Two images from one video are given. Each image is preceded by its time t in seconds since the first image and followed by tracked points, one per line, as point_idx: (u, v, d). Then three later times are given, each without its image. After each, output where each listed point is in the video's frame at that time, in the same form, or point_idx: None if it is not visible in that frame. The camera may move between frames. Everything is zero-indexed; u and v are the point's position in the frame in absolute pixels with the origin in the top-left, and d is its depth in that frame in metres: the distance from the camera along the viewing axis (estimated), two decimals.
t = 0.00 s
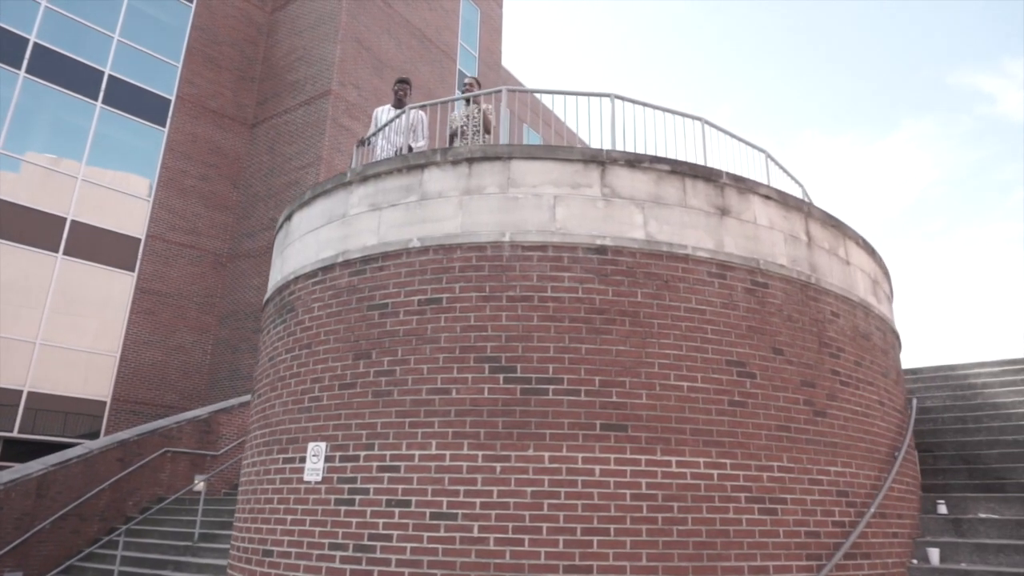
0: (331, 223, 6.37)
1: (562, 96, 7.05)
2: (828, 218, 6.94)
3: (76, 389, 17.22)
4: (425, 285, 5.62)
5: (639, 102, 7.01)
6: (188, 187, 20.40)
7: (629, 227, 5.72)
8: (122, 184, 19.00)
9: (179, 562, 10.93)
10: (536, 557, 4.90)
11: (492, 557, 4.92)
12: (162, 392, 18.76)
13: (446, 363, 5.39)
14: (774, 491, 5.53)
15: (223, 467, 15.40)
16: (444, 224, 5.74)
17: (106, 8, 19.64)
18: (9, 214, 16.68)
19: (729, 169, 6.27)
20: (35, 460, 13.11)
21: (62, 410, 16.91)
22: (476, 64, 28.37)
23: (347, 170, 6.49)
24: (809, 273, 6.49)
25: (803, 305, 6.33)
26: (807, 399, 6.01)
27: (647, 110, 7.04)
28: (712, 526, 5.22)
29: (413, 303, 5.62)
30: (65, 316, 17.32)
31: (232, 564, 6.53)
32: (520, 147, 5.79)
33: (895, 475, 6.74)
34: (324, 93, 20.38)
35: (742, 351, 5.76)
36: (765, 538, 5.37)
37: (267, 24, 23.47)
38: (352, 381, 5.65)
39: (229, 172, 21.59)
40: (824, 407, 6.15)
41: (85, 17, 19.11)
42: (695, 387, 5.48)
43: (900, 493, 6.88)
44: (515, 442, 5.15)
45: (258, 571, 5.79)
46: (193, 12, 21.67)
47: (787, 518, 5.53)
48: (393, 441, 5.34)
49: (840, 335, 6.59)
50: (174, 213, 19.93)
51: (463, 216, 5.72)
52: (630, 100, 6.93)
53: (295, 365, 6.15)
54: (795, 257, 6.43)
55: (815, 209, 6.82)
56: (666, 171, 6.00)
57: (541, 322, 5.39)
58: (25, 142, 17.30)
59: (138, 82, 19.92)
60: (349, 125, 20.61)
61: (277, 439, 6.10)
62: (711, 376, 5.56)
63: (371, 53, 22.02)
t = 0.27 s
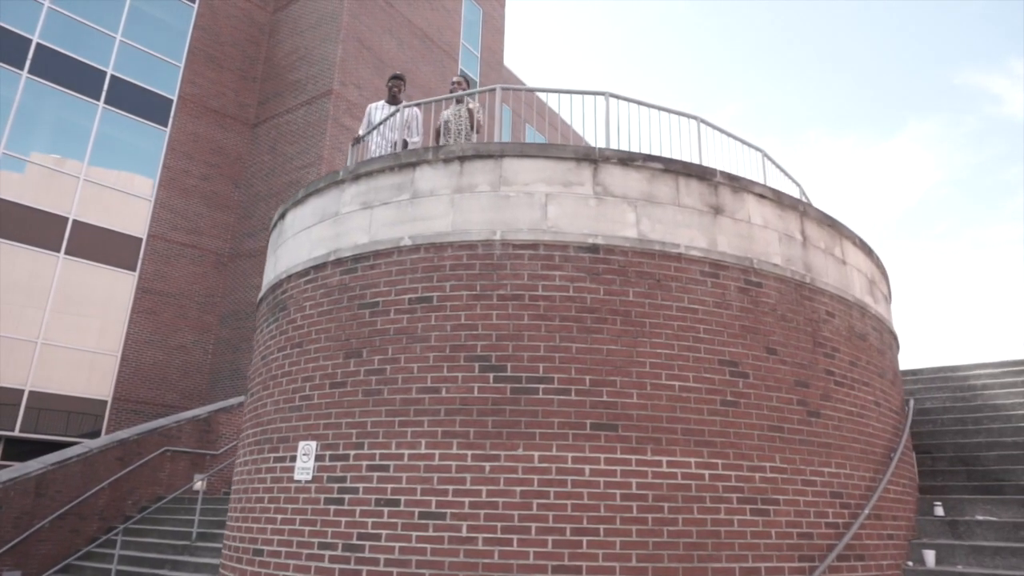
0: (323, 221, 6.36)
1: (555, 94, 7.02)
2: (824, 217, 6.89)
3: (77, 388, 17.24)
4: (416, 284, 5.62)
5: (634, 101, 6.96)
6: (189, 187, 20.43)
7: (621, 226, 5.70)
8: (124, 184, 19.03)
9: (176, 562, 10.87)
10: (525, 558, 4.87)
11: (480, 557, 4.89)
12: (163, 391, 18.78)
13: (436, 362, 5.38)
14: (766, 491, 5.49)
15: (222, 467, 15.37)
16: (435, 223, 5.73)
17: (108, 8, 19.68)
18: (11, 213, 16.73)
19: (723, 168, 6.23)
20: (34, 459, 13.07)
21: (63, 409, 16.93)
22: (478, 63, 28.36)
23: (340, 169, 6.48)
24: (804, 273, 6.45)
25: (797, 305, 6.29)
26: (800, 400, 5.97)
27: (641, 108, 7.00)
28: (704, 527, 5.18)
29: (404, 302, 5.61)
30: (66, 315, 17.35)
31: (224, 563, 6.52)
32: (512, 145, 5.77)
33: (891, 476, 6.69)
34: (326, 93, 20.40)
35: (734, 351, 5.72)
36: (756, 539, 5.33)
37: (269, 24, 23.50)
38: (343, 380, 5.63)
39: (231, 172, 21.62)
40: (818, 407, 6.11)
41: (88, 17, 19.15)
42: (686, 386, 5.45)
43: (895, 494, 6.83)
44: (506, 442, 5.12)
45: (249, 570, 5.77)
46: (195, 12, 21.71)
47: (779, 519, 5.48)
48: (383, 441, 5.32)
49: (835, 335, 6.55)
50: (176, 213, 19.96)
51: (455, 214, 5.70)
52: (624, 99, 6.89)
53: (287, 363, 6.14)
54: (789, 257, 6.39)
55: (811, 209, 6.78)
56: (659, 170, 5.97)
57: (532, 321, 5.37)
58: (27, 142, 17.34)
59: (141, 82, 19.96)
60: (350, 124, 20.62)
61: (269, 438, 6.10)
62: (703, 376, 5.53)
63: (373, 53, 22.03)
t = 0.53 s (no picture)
0: (314, 220, 6.34)
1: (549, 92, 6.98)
2: (819, 215, 6.85)
3: (76, 388, 17.22)
4: (407, 283, 5.59)
5: (627, 99, 6.91)
6: (188, 186, 20.42)
7: (612, 224, 5.67)
8: (123, 184, 19.01)
9: (173, 561, 10.79)
10: (515, 558, 4.84)
11: (469, 558, 4.86)
12: (162, 391, 18.77)
13: (426, 361, 5.35)
14: (758, 491, 5.46)
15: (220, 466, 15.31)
16: (426, 222, 5.71)
17: (107, 7, 19.65)
18: (9, 213, 16.72)
19: (716, 166, 6.19)
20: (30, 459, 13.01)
21: (62, 409, 16.92)
22: (477, 63, 28.33)
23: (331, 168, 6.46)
24: (798, 272, 6.42)
25: (791, 304, 6.26)
26: (794, 399, 5.94)
27: (635, 106, 6.95)
28: (695, 527, 5.14)
29: (395, 302, 5.58)
30: (65, 315, 17.33)
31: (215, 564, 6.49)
32: (503, 144, 5.75)
33: (886, 476, 6.65)
34: (324, 92, 20.38)
35: (727, 350, 5.69)
36: (748, 540, 5.30)
37: (268, 23, 23.48)
38: (333, 379, 5.60)
39: (230, 171, 21.61)
40: (812, 407, 6.07)
41: (87, 16, 19.13)
42: (678, 385, 5.41)
43: (891, 494, 6.79)
44: (496, 442, 5.09)
45: (239, 571, 5.75)
46: (194, 12, 21.69)
47: (770, 519, 5.45)
48: (373, 441, 5.29)
49: (829, 335, 6.52)
50: (174, 212, 19.94)
51: (446, 213, 5.68)
52: (617, 97, 6.85)
53: (278, 363, 6.12)
54: (783, 256, 6.35)
55: (805, 207, 6.74)
56: (651, 168, 5.93)
57: (522, 321, 5.34)
58: (25, 142, 17.32)
59: (140, 81, 19.93)
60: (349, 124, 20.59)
61: (260, 437, 6.07)
62: (696, 375, 5.49)
63: (372, 52, 22.00)
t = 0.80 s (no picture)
0: (307, 219, 6.31)
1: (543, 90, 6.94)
2: (815, 213, 6.81)
3: (74, 387, 17.19)
4: (399, 282, 5.56)
5: (622, 97, 6.86)
6: (187, 186, 20.39)
7: (606, 222, 5.63)
8: (122, 183, 18.97)
9: (170, 562, 10.71)
10: (508, 559, 4.80)
11: (461, 558, 4.83)
12: (161, 390, 18.75)
13: (418, 360, 5.32)
14: (753, 491, 5.42)
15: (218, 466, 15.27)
16: (419, 220, 5.68)
17: (105, 6, 19.60)
18: (7, 213, 16.68)
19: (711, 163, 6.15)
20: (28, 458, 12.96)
21: (60, 409, 16.89)
22: (477, 61, 28.28)
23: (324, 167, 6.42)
24: (794, 270, 6.38)
25: (787, 302, 6.22)
26: (789, 399, 5.90)
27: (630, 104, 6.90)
28: (690, 528, 5.11)
29: (387, 301, 5.55)
30: (64, 315, 17.29)
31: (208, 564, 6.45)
32: (495, 141, 5.71)
33: (882, 476, 6.61)
34: (323, 91, 20.35)
35: (722, 349, 5.65)
36: (743, 540, 5.26)
37: (267, 22, 23.44)
38: (325, 379, 5.57)
39: (229, 171, 21.58)
40: (808, 406, 6.03)
41: (85, 16, 19.08)
42: (672, 385, 5.37)
43: (888, 494, 6.75)
44: (489, 442, 5.06)
45: (231, 571, 5.72)
46: (193, 11, 21.65)
47: (765, 520, 5.40)
48: (365, 440, 5.26)
49: (825, 333, 6.47)
50: (173, 212, 19.92)
51: (438, 211, 5.65)
52: (612, 95, 6.80)
53: (270, 362, 6.09)
54: (779, 254, 6.31)
55: (801, 205, 6.70)
56: (645, 166, 5.90)
57: (515, 319, 5.30)
58: (23, 141, 17.28)
59: (138, 81, 19.88)
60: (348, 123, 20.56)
61: (252, 437, 6.04)
62: (690, 375, 5.46)
63: (371, 51, 21.96)
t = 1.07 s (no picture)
0: (302, 216, 6.28)
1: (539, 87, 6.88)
2: (814, 212, 6.77)
3: (73, 385, 17.16)
4: (393, 280, 5.52)
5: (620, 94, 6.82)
6: (186, 184, 20.35)
7: (602, 220, 5.59)
8: (121, 181, 18.92)
9: (167, 560, 10.64)
10: (501, 560, 4.76)
11: (455, 558, 4.79)
12: (159, 389, 18.73)
13: (412, 359, 5.28)
14: (749, 491, 5.37)
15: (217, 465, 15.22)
16: (413, 217, 5.64)
17: (105, 4, 19.54)
18: (6, 211, 16.63)
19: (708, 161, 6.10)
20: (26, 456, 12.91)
21: (59, 407, 16.86)
22: (477, 60, 28.23)
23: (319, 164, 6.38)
24: (792, 269, 6.33)
25: (785, 301, 6.17)
26: (787, 398, 5.85)
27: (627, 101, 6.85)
28: (685, 528, 5.06)
29: (381, 299, 5.51)
30: (63, 313, 17.25)
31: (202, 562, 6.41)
32: (491, 138, 5.67)
33: (881, 476, 6.57)
34: (323, 89, 20.32)
35: (719, 348, 5.60)
36: (740, 541, 5.21)
37: (267, 21, 23.39)
38: (319, 377, 5.54)
39: (228, 169, 21.54)
40: (806, 406, 5.98)
41: (85, 13, 19.01)
42: (668, 384, 5.33)
43: (886, 493, 6.71)
44: (483, 441, 5.02)
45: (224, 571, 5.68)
46: (192, 9, 21.60)
47: (761, 520, 5.36)
48: (359, 439, 5.22)
49: (824, 332, 6.43)
50: (172, 210, 19.88)
51: (433, 208, 5.62)
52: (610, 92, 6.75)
53: (264, 360, 6.06)
54: (777, 252, 6.27)
55: (800, 203, 6.65)
56: (642, 162, 5.85)
57: (509, 317, 5.27)
58: (22, 140, 17.24)
59: (137, 79, 19.83)
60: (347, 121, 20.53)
61: (246, 436, 6.01)
62: (687, 374, 5.41)
63: (371, 49, 21.91)
